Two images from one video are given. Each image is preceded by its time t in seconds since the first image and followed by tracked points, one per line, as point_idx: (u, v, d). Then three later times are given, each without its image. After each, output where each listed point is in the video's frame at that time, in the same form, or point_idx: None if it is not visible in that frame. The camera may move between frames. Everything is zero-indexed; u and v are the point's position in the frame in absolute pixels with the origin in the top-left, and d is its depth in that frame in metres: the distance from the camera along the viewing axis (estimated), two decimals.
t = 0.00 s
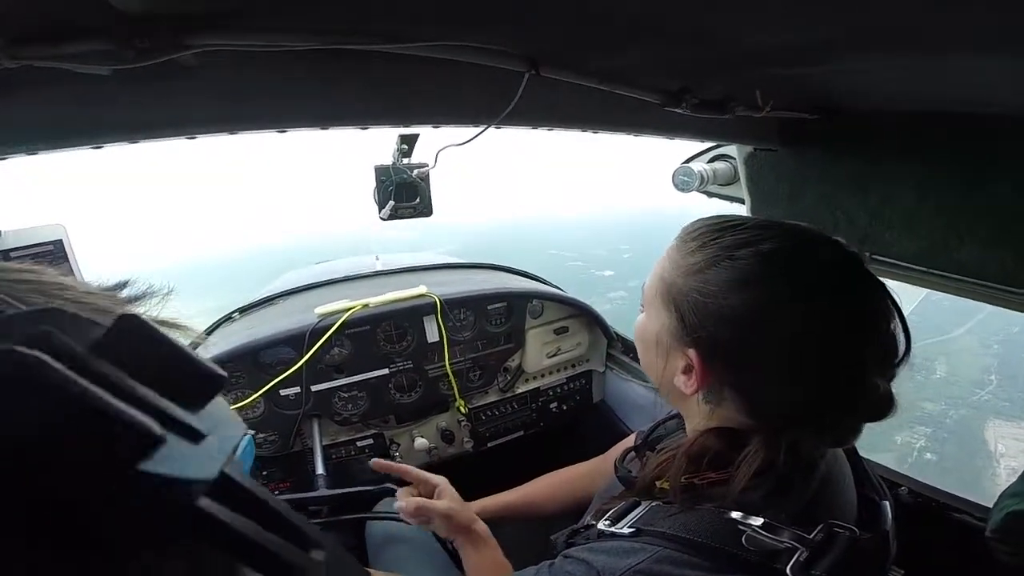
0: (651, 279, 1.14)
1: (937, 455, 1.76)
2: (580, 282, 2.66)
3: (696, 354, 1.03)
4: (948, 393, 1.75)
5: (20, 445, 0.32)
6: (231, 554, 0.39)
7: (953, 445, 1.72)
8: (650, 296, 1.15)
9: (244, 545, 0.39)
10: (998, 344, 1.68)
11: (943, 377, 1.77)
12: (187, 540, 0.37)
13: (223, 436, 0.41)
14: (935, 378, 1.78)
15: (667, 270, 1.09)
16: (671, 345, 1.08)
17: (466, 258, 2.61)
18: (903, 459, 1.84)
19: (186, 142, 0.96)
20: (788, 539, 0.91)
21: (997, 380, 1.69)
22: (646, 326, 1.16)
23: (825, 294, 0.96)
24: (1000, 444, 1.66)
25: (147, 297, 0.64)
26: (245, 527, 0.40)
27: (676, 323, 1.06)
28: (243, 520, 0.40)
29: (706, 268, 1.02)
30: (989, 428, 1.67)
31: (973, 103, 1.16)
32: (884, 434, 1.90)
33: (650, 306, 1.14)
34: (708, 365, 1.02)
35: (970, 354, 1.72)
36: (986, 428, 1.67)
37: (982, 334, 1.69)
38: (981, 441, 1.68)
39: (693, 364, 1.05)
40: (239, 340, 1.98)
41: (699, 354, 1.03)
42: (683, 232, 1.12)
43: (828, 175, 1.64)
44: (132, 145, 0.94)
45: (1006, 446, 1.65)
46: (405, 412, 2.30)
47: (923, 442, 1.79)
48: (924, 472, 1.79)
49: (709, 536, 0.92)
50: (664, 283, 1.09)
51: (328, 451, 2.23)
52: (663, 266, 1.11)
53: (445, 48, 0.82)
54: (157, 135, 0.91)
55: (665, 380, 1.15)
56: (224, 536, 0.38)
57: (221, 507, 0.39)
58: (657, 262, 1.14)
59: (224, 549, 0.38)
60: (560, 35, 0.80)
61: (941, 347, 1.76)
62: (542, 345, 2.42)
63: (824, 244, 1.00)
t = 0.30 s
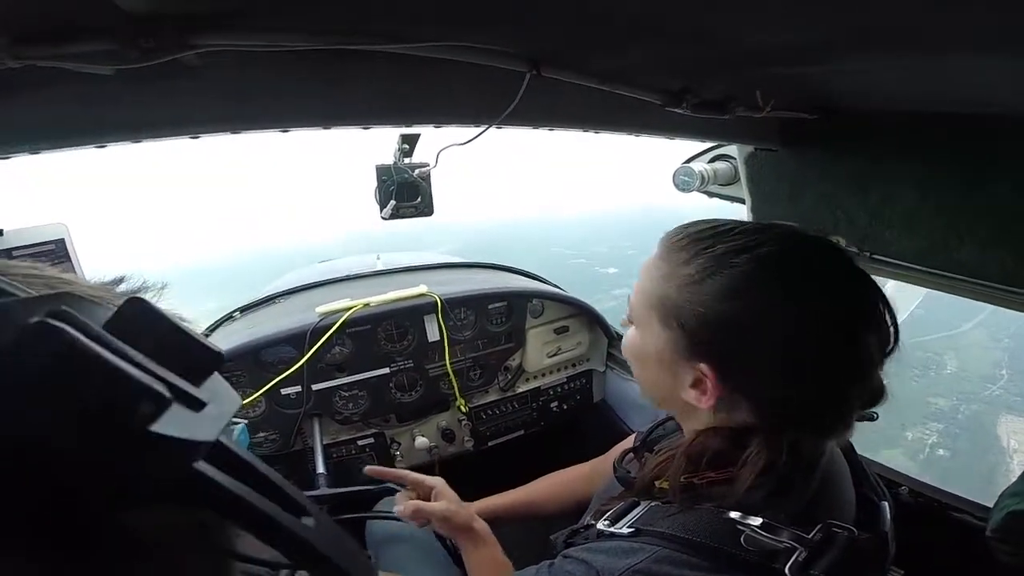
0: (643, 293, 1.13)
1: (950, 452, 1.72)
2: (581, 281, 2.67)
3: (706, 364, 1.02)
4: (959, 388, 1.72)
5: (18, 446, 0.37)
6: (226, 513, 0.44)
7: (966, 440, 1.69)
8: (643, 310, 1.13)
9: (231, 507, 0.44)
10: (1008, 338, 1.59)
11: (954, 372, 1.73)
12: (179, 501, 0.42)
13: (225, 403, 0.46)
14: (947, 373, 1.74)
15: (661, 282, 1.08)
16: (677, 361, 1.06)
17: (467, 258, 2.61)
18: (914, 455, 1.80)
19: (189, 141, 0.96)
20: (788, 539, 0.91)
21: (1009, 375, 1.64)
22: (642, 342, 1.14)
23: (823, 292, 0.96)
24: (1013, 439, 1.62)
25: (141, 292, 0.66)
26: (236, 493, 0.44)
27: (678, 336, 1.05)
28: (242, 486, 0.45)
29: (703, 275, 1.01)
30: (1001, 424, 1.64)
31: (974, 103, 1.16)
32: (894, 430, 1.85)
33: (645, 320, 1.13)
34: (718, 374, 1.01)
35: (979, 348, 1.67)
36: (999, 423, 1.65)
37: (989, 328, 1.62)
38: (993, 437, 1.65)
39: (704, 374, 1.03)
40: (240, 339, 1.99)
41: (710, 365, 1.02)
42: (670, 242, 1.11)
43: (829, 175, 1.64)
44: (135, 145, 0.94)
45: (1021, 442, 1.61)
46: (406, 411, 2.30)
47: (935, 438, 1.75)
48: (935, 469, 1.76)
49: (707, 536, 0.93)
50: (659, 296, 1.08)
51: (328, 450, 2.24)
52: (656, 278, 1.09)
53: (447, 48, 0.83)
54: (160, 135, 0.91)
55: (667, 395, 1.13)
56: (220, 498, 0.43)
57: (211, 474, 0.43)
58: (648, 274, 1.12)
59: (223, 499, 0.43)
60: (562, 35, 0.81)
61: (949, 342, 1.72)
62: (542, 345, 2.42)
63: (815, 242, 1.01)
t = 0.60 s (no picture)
0: (646, 331, 1.05)
1: (964, 446, 1.72)
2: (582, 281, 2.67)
3: (755, 378, 0.98)
4: (972, 381, 1.72)
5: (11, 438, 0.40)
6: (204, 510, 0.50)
7: (981, 434, 1.69)
8: (648, 349, 1.05)
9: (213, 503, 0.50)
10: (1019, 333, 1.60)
11: (966, 366, 1.73)
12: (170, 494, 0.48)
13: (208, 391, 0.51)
14: (958, 366, 1.75)
15: (672, 316, 1.01)
16: (725, 387, 1.01)
17: (468, 258, 2.61)
18: (928, 450, 1.78)
19: (191, 142, 0.96)
20: (789, 545, 0.91)
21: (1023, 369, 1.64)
22: (660, 383, 1.05)
23: (821, 279, 0.98)
24: None
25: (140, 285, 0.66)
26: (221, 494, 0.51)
27: (712, 361, 1.00)
28: (221, 481, 0.51)
29: (718, 293, 0.97)
30: (1017, 417, 1.65)
31: (976, 102, 1.16)
32: (906, 424, 1.83)
33: (657, 360, 1.04)
34: (779, 385, 0.98)
35: (991, 343, 1.67)
36: (1014, 416, 1.65)
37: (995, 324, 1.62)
38: (1008, 431, 1.66)
39: (769, 391, 0.99)
40: (242, 338, 1.99)
41: (766, 378, 0.98)
42: (652, 270, 1.06)
43: (830, 175, 1.64)
44: (137, 146, 0.94)
45: None
46: (408, 411, 2.30)
47: (950, 432, 1.75)
48: (950, 464, 1.74)
49: (707, 543, 0.93)
50: (677, 329, 1.01)
51: (330, 450, 2.24)
52: (662, 313, 1.02)
53: (448, 49, 0.83)
54: (163, 136, 0.91)
55: (699, 427, 1.07)
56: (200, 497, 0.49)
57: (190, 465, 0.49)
58: (646, 311, 1.04)
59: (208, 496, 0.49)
60: (563, 35, 0.80)
61: (959, 336, 1.72)
62: (543, 345, 2.42)
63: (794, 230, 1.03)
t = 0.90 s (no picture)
0: (627, 352, 1.05)
1: (976, 444, 1.70)
2: (582, 286, 2.67)
3: (735, 403, 1.00)
4: (981, 377, 1.71)
5: None
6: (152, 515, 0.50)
7: (993, 431, 1.67)
8: (629, 370, 1.06)
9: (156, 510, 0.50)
10: None
11: (972, 363, 1.73)
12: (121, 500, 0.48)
13: (145, 405, 0.49)
14: (966, 363, 1.74)
15: (653, 338, 1.02)
16: (705, 411, 1.02)
17: (467, 264, 2.62)
18: (940, 449, 1.77)
19: (188, 156, 0.97)
20: (774, 560, 0.91)
21: None
22: (643, 403, 1.06)
23: (802, 302, 0.97)
24: None
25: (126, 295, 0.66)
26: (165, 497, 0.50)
27: (692, 385, 1.01)
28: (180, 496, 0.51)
29: (698, 319, 0.98)
30: None
31: (971, 106, 1.16)
32: (916, 423, 1.81)
33: (639, 380, 1.05)
34: (758, 409, 0.99)
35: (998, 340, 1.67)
36: None
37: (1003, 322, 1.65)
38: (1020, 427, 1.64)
39: (748, 414, 1.00)
40: (243, 347, 2.00)
41: (746, 403, 0.99)
42: (633, 288, 1.06)
43: (826, 180, 1.65)
44: (135, 160, 0.95)
45: None
46: (409, 418, 2.31)
47: (961, 430, 1.73)
48: (962, 462, 1.73)
49: (692, 556, 0.93)
50: (657, 352, 1.02)
51: (331, 458, 2.25)
52: (643, 334, 1.03)
53: (442, 62, 0.84)
54: (162, 151, 0.92)
55: (680, 446, 1.08)
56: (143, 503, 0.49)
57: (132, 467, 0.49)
58: (627, 331, 1.05)
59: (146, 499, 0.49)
60: (556, 46, 0.81)
61: (967, 332, 1.73)
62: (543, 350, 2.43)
63: (776, 246, 1.03)
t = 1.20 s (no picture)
0: (628, 338, 1.07)
1: (976, 451, 1.71)
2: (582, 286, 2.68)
3: (723, 404, 1.01)
4: (980, 383, 1.72)
5: None
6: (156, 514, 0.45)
7: (993, 438, 1.68)
8: (628, 356, 1.08)
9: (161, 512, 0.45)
10: None
11: (972, 368, 1.73)
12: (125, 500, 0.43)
13: (124, 432, 0.43)
14: (965, 370, 1.74)
15: (654, 326, 1.04)
16: (693, 407, 1.04)
17: (467, 265, 2.62)
18: (939, 456, 1.78)
19: (192, 155, 0.97)
20: (769, 561, 0.92)
21: None
22: (636, 391, 1.08)
23: (805, 305, 0.98)
24: None
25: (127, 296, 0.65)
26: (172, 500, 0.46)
27: (685, 378, 1.02)
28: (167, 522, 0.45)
29: (701, 314, 0.99)
30: None
31: (972, 108, 1.17)
32: (916, 429, 1.82)
33: (636, 367, 1.07)
34: (742, 412, 1.01)
35: (997, 346, 1.69)
36: None
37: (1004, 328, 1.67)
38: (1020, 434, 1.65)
39: (733, 416, 1.02)
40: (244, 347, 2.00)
41: (733, 405, 1.01)
42: (644, 273, 1.08)
43: (827, 182, 1.65)
44: (139, 160, 0.95)
45: None
46: (409, 418, 2.31)
47: (961, 436, 1.73)
48: (963, 469, 1.73)
49: (691, 557, 0.93)
50: (657, 341, 1.04)
51: (332, 457, 2.25)
52: (646, 321, 1.05)
53: (445, 64, 0.84)
54: (165, 150, 0.92)
55: (669, 438, 1.10)
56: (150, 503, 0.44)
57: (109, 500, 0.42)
58: (629, 320, 1.07)
59: (145, 520, 0.44)
60: (559, 48, 0.82)
61: (967, 338, 1.74)
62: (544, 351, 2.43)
63: (791, 253, 1.02)
